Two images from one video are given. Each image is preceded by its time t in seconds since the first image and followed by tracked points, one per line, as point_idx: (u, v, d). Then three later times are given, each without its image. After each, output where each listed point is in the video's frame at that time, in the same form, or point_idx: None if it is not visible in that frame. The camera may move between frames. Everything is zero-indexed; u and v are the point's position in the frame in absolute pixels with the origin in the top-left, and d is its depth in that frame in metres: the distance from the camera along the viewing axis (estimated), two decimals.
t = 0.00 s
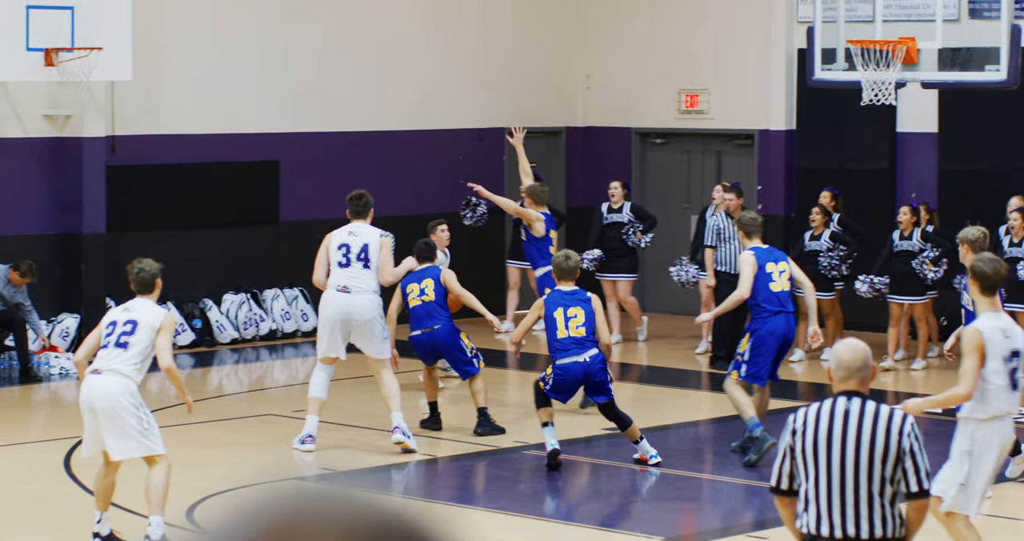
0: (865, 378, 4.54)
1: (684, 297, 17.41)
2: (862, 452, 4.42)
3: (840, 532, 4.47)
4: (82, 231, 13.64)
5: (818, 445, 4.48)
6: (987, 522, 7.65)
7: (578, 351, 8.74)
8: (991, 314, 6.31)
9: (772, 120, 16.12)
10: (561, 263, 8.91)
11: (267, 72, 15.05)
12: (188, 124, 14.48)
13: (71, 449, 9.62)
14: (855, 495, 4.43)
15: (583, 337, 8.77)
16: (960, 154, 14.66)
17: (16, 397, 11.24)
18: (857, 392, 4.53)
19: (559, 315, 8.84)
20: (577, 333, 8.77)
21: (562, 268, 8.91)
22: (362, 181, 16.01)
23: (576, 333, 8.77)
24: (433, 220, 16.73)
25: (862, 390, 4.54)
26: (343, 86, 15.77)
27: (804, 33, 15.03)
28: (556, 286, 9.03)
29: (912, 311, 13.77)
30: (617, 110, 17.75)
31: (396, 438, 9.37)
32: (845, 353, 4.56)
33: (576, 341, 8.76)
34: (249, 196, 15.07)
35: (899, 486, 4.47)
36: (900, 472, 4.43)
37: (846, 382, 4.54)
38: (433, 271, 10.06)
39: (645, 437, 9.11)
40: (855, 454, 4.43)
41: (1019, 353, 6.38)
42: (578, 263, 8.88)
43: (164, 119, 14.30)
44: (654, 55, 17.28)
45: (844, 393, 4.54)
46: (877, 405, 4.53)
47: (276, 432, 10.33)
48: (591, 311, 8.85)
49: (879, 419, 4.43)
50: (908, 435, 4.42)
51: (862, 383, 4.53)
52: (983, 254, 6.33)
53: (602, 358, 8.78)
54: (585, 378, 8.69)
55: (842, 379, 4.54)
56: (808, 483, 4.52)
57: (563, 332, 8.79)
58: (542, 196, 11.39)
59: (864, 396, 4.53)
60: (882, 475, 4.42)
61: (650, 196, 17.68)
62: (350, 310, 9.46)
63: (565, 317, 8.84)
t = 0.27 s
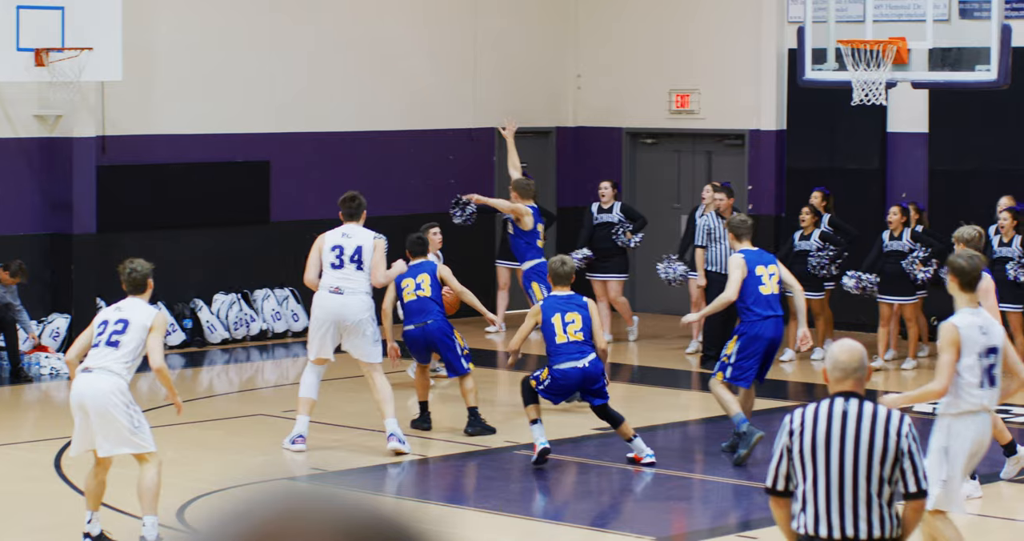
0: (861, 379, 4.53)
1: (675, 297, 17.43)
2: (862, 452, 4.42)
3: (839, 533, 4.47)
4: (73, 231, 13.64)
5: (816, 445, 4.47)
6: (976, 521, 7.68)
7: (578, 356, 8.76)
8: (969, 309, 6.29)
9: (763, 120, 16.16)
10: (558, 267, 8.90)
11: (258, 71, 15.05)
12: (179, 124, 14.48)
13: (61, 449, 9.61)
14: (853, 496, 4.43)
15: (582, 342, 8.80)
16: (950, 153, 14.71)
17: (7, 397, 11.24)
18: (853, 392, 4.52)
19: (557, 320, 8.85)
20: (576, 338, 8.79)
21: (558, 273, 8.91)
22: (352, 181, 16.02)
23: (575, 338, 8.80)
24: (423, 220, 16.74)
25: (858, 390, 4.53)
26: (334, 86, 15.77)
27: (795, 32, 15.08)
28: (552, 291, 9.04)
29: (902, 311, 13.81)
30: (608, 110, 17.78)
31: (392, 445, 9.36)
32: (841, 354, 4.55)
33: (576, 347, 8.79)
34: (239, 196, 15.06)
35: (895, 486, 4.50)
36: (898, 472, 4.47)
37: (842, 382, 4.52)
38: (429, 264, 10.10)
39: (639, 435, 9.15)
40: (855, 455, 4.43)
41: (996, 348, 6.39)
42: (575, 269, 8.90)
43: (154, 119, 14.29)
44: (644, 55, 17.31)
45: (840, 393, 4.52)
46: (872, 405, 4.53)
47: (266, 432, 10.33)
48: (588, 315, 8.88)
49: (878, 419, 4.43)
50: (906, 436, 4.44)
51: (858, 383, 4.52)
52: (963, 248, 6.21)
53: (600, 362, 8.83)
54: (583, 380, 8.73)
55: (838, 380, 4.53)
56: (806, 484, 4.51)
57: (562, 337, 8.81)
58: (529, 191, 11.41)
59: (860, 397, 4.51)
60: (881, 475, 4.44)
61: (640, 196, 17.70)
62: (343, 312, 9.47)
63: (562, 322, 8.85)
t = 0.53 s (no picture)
0: (857, 380, 4.55)
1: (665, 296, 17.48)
2: (860, 453, 4.43)
3: (837, 534, 4.48)
4: (62, 231, 13.61)
5: (815, 446, 4.47)
6: (964, 521, 7.72)
7: (572, 359, 8.79)
8: (947, 306, 6.39)
9: (753, 120, 16.20)
10: (550, 270, 8.94)
11: (248, 71, 15.05)
12: (168, 124, 14.47)
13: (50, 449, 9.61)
14: (852, 496, 4.45)
15: (576, 344, 8.84)
16: (939, 153, 14.76)
17: None
18: (848, 392, 4.53)
19: (550, 322, 8.88)
20: (569, 341, 8.82)
21: (551, 276, 8.94)
22: (342, 181, 16.03)
23: (568, 341, 8.83)
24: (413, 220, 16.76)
25: (854, 391, 4.55)
26: (324, 86, 15.78)
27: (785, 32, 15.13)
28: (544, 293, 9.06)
29: (891, 311, 13.85)
30: (598, 110, 17.81)
31: (382, 451, 9.42)
32: (836, 354, 4.56)
33: (571, 349, 8.82)
34: (229, 196, 15.07)
35: (893, 486, 4.51)
36: (895, 472, 4.49)
37: (838, 383, 4.54)
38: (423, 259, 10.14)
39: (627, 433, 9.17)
40: (852, 455, 4.44)
41: (974, 345, 6.48)
42: (567, 271, 8.92)
43: (144, 119, 14.28)
44: (634, 55, 17.34)
45: (836, 394, 4.53)
46: (867, 405, 4.55)
47: (256, 432, 10.33)
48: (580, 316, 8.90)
49: (876, 420, 4.45)
50: (903, 436, 4.46)
51: (854, 384, 4.53)
52: (943, 245, 6.30)
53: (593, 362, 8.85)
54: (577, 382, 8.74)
55: (834, 381, 4.54)
56: (803, 485, 4.52)
57: (555, 339, 8.83)
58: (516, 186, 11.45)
59: (857, 397, 4.53)
60: (879, 475, 4.45)
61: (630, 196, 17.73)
62: (333, 313, 9.48)
63: (555, 324, 8.87)
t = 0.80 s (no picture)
0: (851, 381, 4.58)
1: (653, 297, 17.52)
2: (857, 453, 4.45)
3: (834, 534, 4.49)
4: (51, 232, 13.59)
5: (812, 446, 4.49)
6: (952, 521, 7.76)
7: (563, 357, 8.81)
8: (925, 306, 6.44)
9: (742, 120, 16.25)
10: (541, 272, 8.97)
11: (236, 72, 15.04)
12: (157, 125, 14.46)
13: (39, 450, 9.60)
14: (849, 498, 4.47)
15: (567, 344, 8.87)
16: (927, 154, 14.82)
17: None
18: (843, 394, 4.56)
19: (540, 322, 8.90)
20: (559, 340, 8.85)
21: (540, 277, 8.98)
22: (331, 182, 16.04)
23: (558, 341, 8.85)
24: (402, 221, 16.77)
25: (849, 392, 4.58)
26: (313, 87, 15.78)
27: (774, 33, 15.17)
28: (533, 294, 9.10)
29: (879, 311, 13.90)
30: (587, 110, 17.84)
31: (371, 452, 9.44)
32: (832, 356, 4.59)
33: (562, 348, 8.84)
34: (218, 197, 15.06)
35: (888, 488, 4.54)
36: (891, 473, 4.52)
37: (833, 384, 4.56)
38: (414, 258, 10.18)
39: (615, 433, 9.20)
40: (850, 456, 4.46)
41: (952, 344, 6.48)
42: (557, 272, 8.97)
43: (133, 120, 14.27)
44: (625, 56, 17.37)
45: (831, 395, 4.56)
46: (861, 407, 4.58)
47: (245, 433, 10.34)
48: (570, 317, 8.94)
49: (873, 421, 4.48)
50: (898, 437, 4.50)
51: (849, 385, 4.57)
52: (921, 244, 6.43)
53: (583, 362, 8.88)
54: (568, 382, 8.76)
55: (829, 382, 4.57)
56: (800, 485, 4.53)
57: (546, 339, 8.85)
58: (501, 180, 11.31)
59: (851, 399, 4.57)
60: (875, 475, 4.48)
61: (618, 197, 17.76)
62: (323, 314, 9.48)
63: (545, 324, 8.90)
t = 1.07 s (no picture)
0: (846, 381, 4.62)
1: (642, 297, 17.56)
2: (854, 453, 4.48)
3: (831, 535, 4.52)
4: (40, 233, 13.58)
5: (809, 447, 4.52)
6: (940, 521, 7.80)
7: (553, 355, 8.83)
8: (902, 307, 6.47)
9: (731, 121, 16.29)
10: (530, 268, 8.99)
11: (225, 73, 15.03)
12: (146, 125, 14.44)
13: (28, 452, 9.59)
14: (847, 498, 4.50)
15: (557, 341, 8.89)
16: (916, 154, 14.87)
17: None
18: (838, 394, 4.60)
19: (530, 319, 8.91)
20: (549, 337, 8.88)
21: (529, 274, 8.99)
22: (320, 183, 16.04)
23: (548, 338, 8.88)
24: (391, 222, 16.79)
25: (844, 392, 4.61)
26: (302, 88, 15.78)
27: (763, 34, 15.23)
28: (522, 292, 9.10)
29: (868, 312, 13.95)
30: (577, 111, 17.87)
31: (361, 453, 9.45)
32: (827, 357, 4.63)
33: (552, 345, 8.86)
34: (207, 198, 15.05)
35: (883, 489, 4.57)
36: (886, 474, 4.56)
37: (828, 385, 4.60)
38: (407, 255, 10.17)
39: (604, 433, 9.23)
40: (847, 457, 4.49)
41: (930, 345, 6.50)
42: (546, 269, 8.98)
43: (123, 121, 14.25)
44: (615, 56, 17.40)
45: (826, 395, 4.59)
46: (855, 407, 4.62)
47: (234, 434, 10.34)
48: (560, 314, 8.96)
49: (868, 422, 4.51)
50: (894, 437, 4.54)
51: (844, 386, 4.60)
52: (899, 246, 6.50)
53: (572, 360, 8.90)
54: (557, 379, 8.78)
55: (825, 383, 4.60)
56: (796, 486, 4.55)
57: (536, 336, 8.87)
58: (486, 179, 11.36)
59: (846, 399, 4.60)
60: (871, 475, 4.51)
61: (608, 198, 17.78)
62: (312, 313, 9.48)
63: (536, 321, 8.92)
